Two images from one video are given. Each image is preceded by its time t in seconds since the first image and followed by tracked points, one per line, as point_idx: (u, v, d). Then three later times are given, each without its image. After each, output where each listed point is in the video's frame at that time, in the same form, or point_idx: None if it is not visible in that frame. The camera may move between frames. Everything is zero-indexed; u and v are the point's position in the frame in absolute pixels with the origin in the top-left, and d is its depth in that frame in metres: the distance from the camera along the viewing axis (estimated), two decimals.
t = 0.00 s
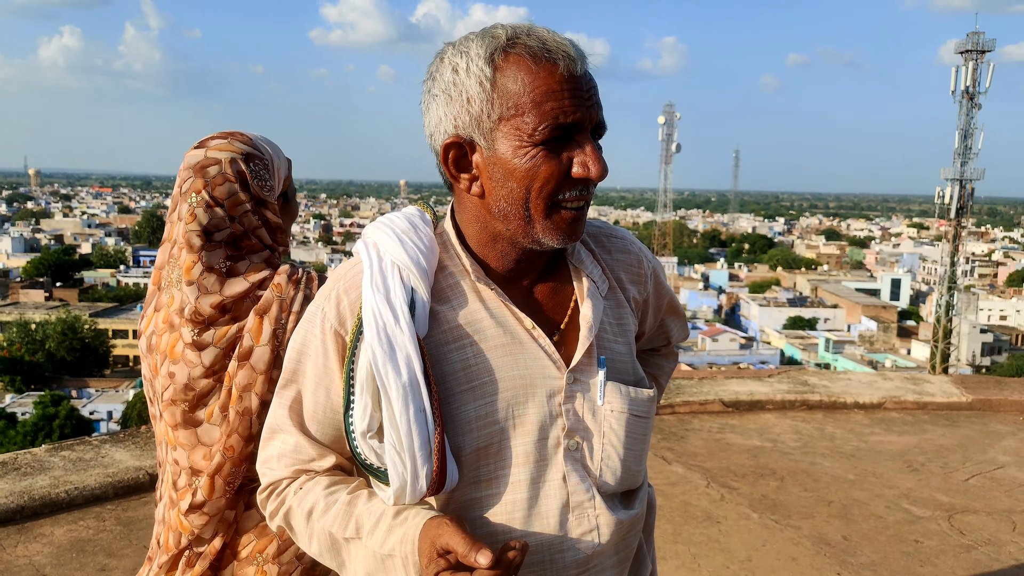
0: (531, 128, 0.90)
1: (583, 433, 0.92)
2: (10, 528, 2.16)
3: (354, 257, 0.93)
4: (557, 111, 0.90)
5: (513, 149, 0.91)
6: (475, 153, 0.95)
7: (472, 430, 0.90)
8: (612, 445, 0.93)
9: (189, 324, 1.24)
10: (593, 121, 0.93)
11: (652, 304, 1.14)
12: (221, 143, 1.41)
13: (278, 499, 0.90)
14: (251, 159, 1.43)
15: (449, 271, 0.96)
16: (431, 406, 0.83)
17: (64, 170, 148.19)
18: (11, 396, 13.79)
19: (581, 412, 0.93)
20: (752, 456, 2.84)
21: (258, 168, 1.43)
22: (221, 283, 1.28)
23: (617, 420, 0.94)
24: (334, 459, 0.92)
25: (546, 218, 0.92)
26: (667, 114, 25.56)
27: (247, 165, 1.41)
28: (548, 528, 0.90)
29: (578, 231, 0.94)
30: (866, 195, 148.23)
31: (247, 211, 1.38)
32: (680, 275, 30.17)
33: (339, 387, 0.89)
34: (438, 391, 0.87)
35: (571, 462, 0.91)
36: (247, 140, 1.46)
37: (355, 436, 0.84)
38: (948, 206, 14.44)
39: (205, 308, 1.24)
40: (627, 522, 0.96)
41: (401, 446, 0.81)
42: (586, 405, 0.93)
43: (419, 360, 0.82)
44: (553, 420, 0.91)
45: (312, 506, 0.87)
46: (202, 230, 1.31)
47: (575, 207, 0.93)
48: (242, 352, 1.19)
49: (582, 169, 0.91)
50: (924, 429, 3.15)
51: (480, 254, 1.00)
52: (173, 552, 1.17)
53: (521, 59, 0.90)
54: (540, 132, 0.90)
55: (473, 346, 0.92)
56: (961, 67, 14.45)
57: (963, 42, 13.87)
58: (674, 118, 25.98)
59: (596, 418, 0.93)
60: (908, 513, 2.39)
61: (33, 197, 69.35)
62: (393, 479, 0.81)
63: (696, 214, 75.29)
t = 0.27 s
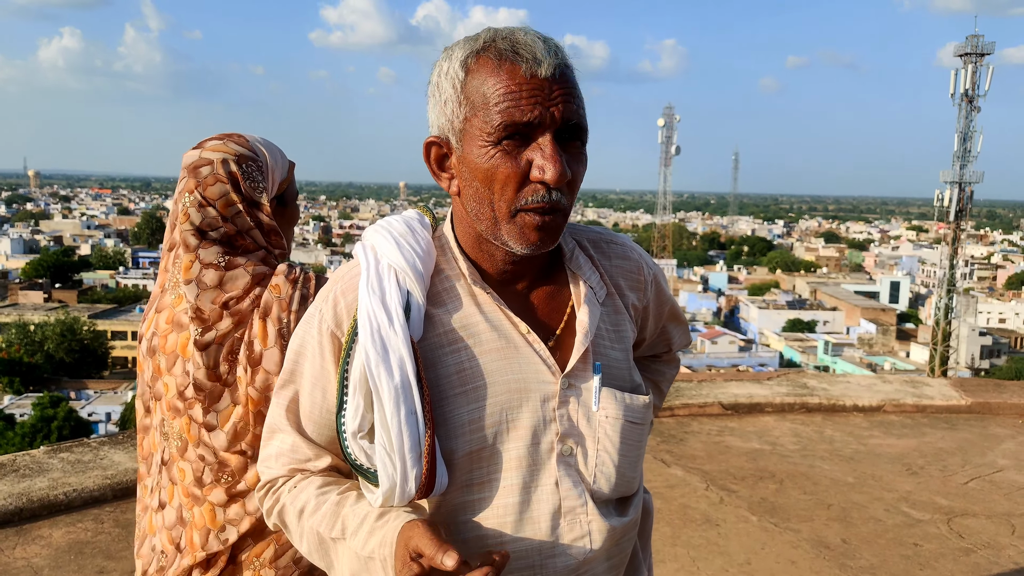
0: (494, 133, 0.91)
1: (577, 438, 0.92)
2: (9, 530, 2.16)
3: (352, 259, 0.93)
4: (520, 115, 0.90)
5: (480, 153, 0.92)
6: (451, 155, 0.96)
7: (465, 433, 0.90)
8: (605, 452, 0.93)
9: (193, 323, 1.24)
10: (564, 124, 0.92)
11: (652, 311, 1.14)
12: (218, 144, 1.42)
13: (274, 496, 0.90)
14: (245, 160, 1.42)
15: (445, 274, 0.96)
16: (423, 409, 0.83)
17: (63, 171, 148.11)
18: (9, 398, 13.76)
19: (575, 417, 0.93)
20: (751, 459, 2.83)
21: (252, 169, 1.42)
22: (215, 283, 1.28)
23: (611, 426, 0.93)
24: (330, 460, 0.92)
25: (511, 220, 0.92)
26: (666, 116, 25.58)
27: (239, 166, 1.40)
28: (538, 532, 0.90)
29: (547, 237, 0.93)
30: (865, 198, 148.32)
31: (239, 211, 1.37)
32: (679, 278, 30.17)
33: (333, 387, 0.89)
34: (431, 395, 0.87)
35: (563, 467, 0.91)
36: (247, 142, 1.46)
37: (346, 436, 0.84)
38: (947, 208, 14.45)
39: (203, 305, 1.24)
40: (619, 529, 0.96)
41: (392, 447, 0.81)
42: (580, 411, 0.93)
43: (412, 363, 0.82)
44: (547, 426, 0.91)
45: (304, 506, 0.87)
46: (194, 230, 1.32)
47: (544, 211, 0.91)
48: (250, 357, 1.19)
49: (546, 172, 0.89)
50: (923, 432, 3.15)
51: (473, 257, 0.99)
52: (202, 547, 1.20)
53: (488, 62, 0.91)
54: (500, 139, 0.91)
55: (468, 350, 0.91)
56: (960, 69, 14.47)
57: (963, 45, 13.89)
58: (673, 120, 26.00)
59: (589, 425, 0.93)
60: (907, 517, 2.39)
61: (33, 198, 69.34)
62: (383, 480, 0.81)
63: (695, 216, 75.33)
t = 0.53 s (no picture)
0: (472, 135, 0.93)
1: (574, 444, 0.92)
2: (6, 536, 2.15)
3: (354, 263, 0.93)
4: (494, 116, 0.92)
5: (461, 157, 0.94)
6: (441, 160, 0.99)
7: (461, 437, 0.90)
8: (601, 460, 0.93)
9: (190, 325, 1.23)
10: (543, 123, 0.94)
11: (655, 321, 1.14)
12: (219, 148, 1.42)
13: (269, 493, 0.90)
14: (243, 164, 1.42)
15: (445, 280, 0.96)
16: (419, 409, 0.83)
17: (63, 176, 148.15)
18: (7, 402, 13.73)
19: (573, 425, 0.92)
20: (751, 467, 2.83)
21: (250, 173, 1.42)
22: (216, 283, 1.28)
23: (608, 435, 0.93)
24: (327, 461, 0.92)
25: (492, 219, 0.93)
26: (666, 123, 25.63)
27: (237, 169, 1.40)
28: (532, 535, 0.90)
29: (529, 233, 0.92)
30: (864, 205, 148.55)
31: (237, 215, 1.37)
32: (679, 284, 30.18)
33: (331, 389, 0.89)
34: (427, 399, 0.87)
35: (558, 474, 0.91)
36: (247, 147, 1.46)
37: (342, 435, 0.84)
38: (947, 216, 14.47)
39: (204, 304, 1.25)
40: (614, 538, 0.95)
41: (388, 448, 0.81)
42: (577, 418, 0.93)
43: (408, 365, 0.82)
44: (542, 431, 0.91)
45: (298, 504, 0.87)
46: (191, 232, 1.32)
47: (525, 206, 0.92)
48: (253, 363, 1.20)
49: (519, 169, 0.91)
50: (923, 440, 3.15)
51: (471, 262, 0.99)
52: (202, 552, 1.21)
53: (467, 68, 0.94)
54: (477, 140, 0.93)
55: (466, 354, 0.92)
56: (960, 77, 14.51)
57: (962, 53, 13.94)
58: (673, 127, 26.05)
59: (586, 432, 0.93)
60: (907, 525, 2.38)
61: (32, 203, 69.37)
62: (377, 481, 0.81)
63: (695, 222, 75.43)
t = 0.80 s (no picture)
0: (462, 139, 0.93)
1: (568, 449, 0.92)
2: (4, 540, 2.14)
3: (350, 269, 0.94)
4: (483, 120, 0.92)
5: (452, 161, 0.94)
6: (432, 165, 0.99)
7: (455, 442, 0.90)
8: (595, 465, 0.93)
9: (187, 325, 1.24)
10: (532, 125, 0.94)
11: (653, 323, 1.14)
12: (220, 150, 1.43)
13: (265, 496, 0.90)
14: (243, 165, 1.41)
15: (438, 285, 0.96)
16: (413, 415, 0.83)
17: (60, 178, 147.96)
18: (6, 405, 13.71)
19: (566, 430, 0.92)
20: (750, 469, 2.83)
21: (249, 175, 1.42)
22: (214, 283, 1.28)
23: (601, 441, 0.93)
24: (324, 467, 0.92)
25: (483, 221, 0.93)
26: (664, 124, 25.67)
27: (236, 171, 1.40)
28: (526, 539, 0.90)
29: (520, 235, 0.92)
30: (862, 206, 148.74)
31: (235, 217, 1.37)
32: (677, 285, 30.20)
33: (326, 395, 0.89)
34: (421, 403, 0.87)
35: (552, 479, 0.91)
36: (248, 149, 1.46)
37: (337, 441, 0.83)
38: (945, 217, 14.50)
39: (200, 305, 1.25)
40: (607, 544, 0.95)
41: (382, 453, 0.81)
42: (571, 423, 0.93)
43: (402, 371, 0.82)
44: (536, 437, 0.91)
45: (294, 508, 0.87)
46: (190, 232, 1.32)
47: (515, 209, 0.92)
48: (251, 365, 1.20)
49: (509, 172, 0.91)
50: (921, 441, 3.16)
51: (464, 266, 1.00)
52: (199, 552, 1.20)
53: (457, 73, 0.95)
54: (467, 143, 0.93)
55: (459, 359, 0.92)
56: (958, 79, 14.54)
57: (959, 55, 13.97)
58: (671, 128, 26.08)
59: (579, 437, 0.93)
60: (906, 527, 2.39)
61: (30, 205, 69.31)
62: (372, 487, 0.81)
63: (693, 224, 75.53)
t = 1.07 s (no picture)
0: (461, 151, 0.94)
1: (567, 457, 0.92)
2: (7, 544, 2.15)
3: (351, 276, 0.94)
4: (482, 133, 0.93)
5: (451, 172, 0.95)
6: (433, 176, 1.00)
7: (453, 449, 0.90)
8: (595, 472, 0.93)
9: (190, 330, 1.24)
10: (531, 135, 0.94)
11: (655, 328, 1.14)
12: (228, 158, 1.43)
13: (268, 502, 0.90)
14: (250, 174, 1.42)
15: (438, 292, 0.96)
16: (412, 422, 0.83)
17: (65, 184, 148.35)
18: (9, 410, 13.75)
19: (565, 437, 0.92)
20: (754, 477, 2.82)
21: (256, 183, 1.42)
22: (220, 289, 1.29)
23: (601, 447, 0.93)
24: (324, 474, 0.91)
25: (484, 230, 0.93)
26: (668, 132, 25.69)
27: (244, 179, 1.41)
28: (524, 546, 0.90)
29: (520, 245, 0.93)
30: (866, 213, 148.54)
31: (242, 224, 1.38)
32: (680, 292, 30.17)
33: (326, 404, 0.89)
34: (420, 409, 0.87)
35: (551, 487, 0.91)
36: (255, 158, 1.47)
37: (337, 448, 0.84)
38: (949, 225, 14.48)
39: (205, 311, 1.25)
40: (606, 550, 0.95)
41: (381, 460, 0.81)
42: (570, 430, 0.93)
43: (400, 378, 0.82)
44: (534, 445, 0.91)
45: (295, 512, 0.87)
46: (198, 240, 1.33)
47: (515, 219, 0.92)
48: (256, 372, 1.21)
49: (508, 182, 0.91)
50: (926, 450, 3.14)
51: (464, 273, 1.00)
52: (197, 551, 1.21)
53: (455, 84, 0.95)
54: (467, 156, 0.93)
55: (458, 365, 0.92)
56: (962, 86, 14.54)
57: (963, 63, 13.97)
58: (675, 135, 26.10)
59: (578, 444, 0.93)
60: (911, 536, 2.37)
61: (35, 211, 69.55)
62: (372, 493, 0.81)
63: (697, 231, 75.50)
